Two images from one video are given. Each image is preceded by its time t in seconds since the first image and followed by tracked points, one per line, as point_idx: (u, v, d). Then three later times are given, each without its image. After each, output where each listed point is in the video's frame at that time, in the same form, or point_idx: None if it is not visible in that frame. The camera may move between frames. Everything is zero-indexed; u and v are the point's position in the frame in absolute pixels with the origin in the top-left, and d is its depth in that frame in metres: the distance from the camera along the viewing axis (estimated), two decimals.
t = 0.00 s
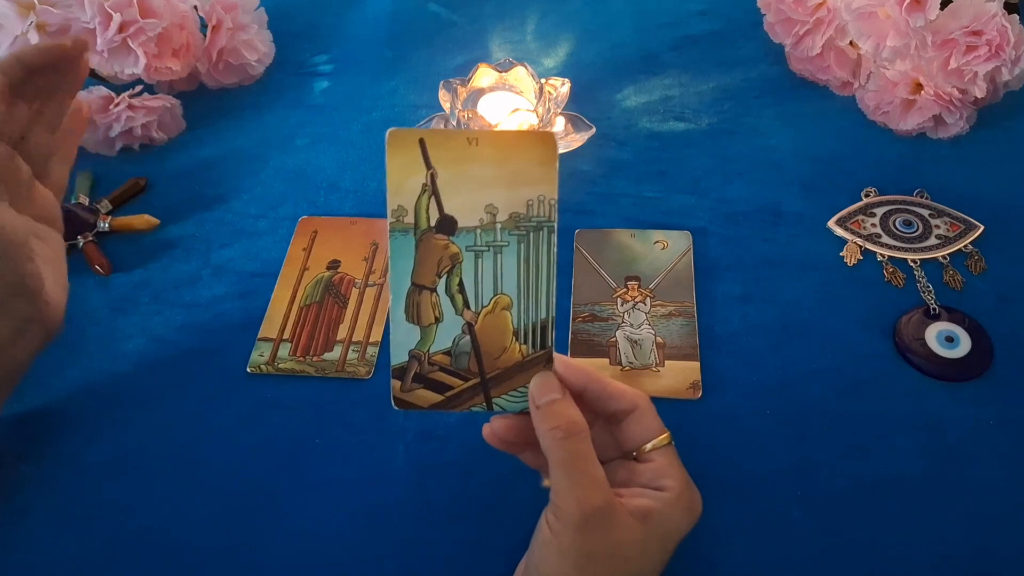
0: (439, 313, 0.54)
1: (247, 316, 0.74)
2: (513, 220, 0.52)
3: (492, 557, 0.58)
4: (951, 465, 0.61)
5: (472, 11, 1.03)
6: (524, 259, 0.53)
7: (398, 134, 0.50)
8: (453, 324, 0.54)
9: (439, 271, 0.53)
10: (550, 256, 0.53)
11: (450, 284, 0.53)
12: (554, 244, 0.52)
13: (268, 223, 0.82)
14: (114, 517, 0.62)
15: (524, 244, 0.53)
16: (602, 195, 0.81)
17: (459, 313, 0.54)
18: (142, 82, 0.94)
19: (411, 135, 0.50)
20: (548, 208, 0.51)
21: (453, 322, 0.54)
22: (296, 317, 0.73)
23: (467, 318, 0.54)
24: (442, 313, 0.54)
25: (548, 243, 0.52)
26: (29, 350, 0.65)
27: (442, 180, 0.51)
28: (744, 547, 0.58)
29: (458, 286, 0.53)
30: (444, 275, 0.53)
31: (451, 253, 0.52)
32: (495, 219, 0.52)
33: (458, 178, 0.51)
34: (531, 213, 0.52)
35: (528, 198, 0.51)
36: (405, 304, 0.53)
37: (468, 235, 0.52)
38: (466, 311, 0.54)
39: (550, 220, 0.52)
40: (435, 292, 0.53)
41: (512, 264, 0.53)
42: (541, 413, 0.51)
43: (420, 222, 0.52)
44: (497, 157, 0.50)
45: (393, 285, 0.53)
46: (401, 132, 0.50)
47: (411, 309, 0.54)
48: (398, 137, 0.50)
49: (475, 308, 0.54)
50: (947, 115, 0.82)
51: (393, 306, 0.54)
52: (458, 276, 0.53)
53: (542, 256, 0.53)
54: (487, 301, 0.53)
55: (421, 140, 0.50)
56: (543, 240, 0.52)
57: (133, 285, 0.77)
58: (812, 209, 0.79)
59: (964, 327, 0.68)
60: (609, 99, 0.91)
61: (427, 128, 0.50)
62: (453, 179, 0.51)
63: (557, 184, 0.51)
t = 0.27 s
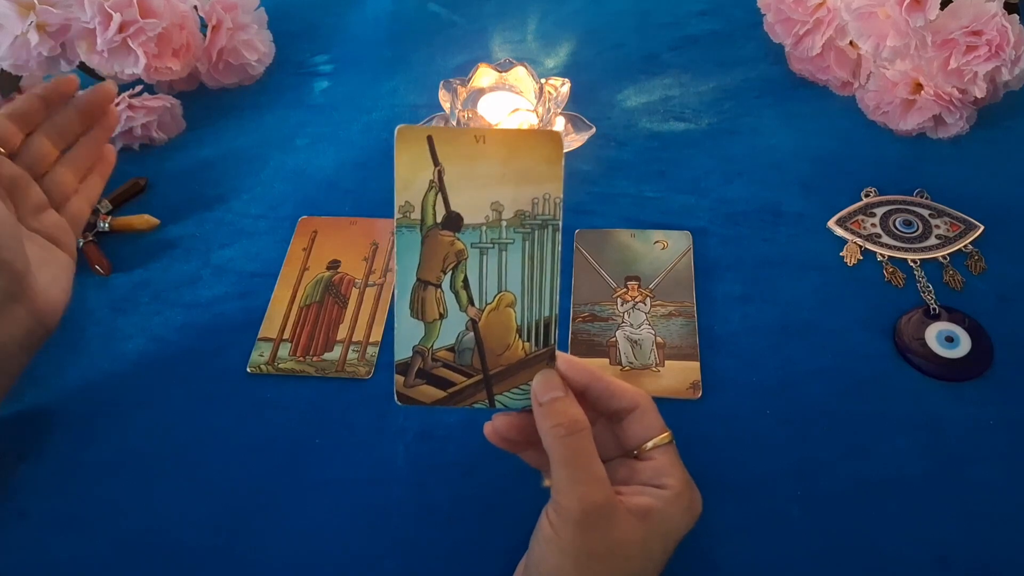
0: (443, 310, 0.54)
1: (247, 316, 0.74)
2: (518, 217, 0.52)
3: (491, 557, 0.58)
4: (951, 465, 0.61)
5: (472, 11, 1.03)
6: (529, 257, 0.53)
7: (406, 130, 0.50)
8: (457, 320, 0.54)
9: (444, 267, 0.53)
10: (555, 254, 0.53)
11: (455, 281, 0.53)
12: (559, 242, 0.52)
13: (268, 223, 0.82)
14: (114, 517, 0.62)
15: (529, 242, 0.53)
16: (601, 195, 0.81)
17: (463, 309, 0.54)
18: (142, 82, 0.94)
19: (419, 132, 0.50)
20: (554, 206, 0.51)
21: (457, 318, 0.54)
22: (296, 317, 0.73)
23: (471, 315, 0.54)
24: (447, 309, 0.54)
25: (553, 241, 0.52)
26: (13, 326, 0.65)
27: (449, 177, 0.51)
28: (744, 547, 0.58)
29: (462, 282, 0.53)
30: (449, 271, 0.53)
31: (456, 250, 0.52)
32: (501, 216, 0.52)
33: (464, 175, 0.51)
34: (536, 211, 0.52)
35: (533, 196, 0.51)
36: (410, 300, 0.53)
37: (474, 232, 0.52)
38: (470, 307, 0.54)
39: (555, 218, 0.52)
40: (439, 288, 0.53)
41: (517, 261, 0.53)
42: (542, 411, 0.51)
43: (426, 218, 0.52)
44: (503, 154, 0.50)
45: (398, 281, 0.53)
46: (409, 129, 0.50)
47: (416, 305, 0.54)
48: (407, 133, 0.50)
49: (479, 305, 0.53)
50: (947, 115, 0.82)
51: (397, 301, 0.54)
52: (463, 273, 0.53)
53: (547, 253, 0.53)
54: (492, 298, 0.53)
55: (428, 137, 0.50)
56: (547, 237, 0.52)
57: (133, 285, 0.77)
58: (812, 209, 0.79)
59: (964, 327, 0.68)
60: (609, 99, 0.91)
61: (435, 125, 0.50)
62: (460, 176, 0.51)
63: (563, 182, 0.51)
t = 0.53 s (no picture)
0: (442, 310, 0.54)
1: (247, 316, 0.74)
2: (517, 218, 0.52)
3: (491, 557, 0.58)
4: (951, 465, 0.61)
5: (472, 11, 1.03)
6: (528, 257, 0.53)
7: (404, 132, 0.50)
8: (456, 321, 0.54)
9: (443, 268, 0.53)
10: (554, 254, 0.53)
11: (454, 281, 0.53)
12: (558, 243, 0.52)
13: (268, 223, 0.82)
14: (114, 517, 0.62)
15: (527, 242, 0.53)
16: (601, 195, 0.81)
17: (462, 310, 0.54)
18: (142, 82, 0.94)
19: (417, 133, 0.50)
20: (552, 206, 0.51)
21: (456, 319, 0.54)
22: (296, 316, 0.73)
23: (470, 316, 0.54)
24: (446, 310, 0.54)
25: (552, 242, 0.52)
26: (13, 327, 0.65)
27: (447, 178, 0.51)
28: (744, 547, 0.58)
29: (461, 283, 0.53)
30: (447, 272, 0.53)
31: (455, 251, 0.52)
32: (499, 217, 0.52)
33: (463, 176, 0.51)
34: (535, 211, 0.52)
35: (532, 197, 0.51)
36: (409, 301, 0.53)
37: (473, 233, 0.52)
38: (469, 308, 0.54)
39: (554, 218, 0.52)
40: (438, 289, 0.53)
41: (516, 262, 0.53)
42: (542, 411, 0.51)
43: (424, 219, 0.52)
44: (501, 155, 0.50)
45: (397, 283, 0.53)
46: (407, 130, 0.50)
47: (415, 306, 0.54)
48: (404, 135, 0.50)
49: (478, 306, 0.54)
50: (947, 115, 0.82)
51: (396, 303, 0.54)
52: (461, 274, 0.53)
53: (545, 254, 0.53)
54: (491, 299, 0.53)
55: (426, 138, 0.50)
56: (546, 238, 0.52)
57: (133, 285, 0.77)
58: (812, 209, 0.79)
59: (964, 327, 0.68)
60: (609, 99, 0.91)
61: (433, 126, 0.50)
62: (458, 177, 0.51)
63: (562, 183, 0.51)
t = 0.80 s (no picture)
0: (440, 313, 0.54)
1: (247, 316, 0.74)
2: (513, 219, 0.52)
3: (491, 557, 0.58)
4: (952, 465, 0.61)
5: (472, 11, 1.03)
6: (525, 258, 0.53)
7: (399, 134, 0.50)
8: (453, 323, 0.54)
9: (440, 270, 0.53)
10: (551, 255, 0.53)
11: (451, 283, 0.53)
12: (555, 243, 0.52)
13: (268, 223, 0.81)
14: (114, 517, 0.62)
15: (524, 243, 0.53)
16: (601, 195, 0.81)
17: (459, 312, 0.54)
18: (142, 82, 0.94)
19: (412, 134, 0.50)
20: (549, 207, 0.51)
21: (454, 321, 0.54)
22: (295, 317, 0.73)
23: (468, 317, 0.54)
24: (443, 312, 0.54)
25: (549, 242, 0.52)
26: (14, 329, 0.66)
27: (443, 180, 0.51)
28: (744, 547, 0.58)
29: (458, 285, 0.53)
30: (444, 274, 0.53)
31: (452, 252, 0.52)
32: (496, 218, 0.52)
33: (459, 178, 0.51)
34: (531, 212, 0.52)
35: (529, 198, 0.51)
36: (406, 304, 0.53)
37: (469, 234, 0.52)
38: (466, 310, 0.54)
39: (550, 219, 0.52)
40: (435, 291, 0.53)
41: (513, 263, 0.53)
42: (542, 411, 0.51)
43: (420, 221, 0.52)
44: (497, 156, 0.50)
45: (393, 285, 0.53)
46: (402, 132, 0.50)
47: (413, 309, 0.54)
48: (399, 137, 0.50)
49: (475, 308, 0.54)
50: (947, 115, 0.82)
51: (394, 305, 0.54)
52: (458, 275, 0.53)
53: (543, 255, 0.53)
54: (488, 300, 0.53)
55: (421, 140, 0.50)
56: (543, 239, 0.52)
57: (133, 285, 0.77)
58: (812, 209, 0.79)
59: (964, 327, 0.68)
60: (609, 99, 0.91)
61: (427, 127, 0.50)
62: (454, 178, 0.51)
63: (558, 184, 0.51)
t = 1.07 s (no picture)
0: (439, 313, 0.54)
1: (247, 316, 0.74)
2: (513, 220, 0.52)
3: (491, 557, 0.58)
4: (952, 465, 0.61)
5: (472, 11, 1.03)
6: (524, 258, 0.53)
7: (398, 135, 0.50)
8: (453, 324, 0.54)
9: (439, 271, 0.53)
10: (550, 255, 0.52)
11: (450, 284, 0.53)
12: (554, 243, 0.52)
13: (268, 223, 0.81)
14: (114, 517, 0.62)
15: (524, 244, 0.53)
16: (601, 195, 0.81)
17: (459, 313, 0.54)
18: (142, 82, 0.94)
19: (411, 135, 0.50)
20: (548, 207, 0.51)
21: (454, 321, 0.54)
22: (295, 317, 0.73)
23: (468, 318, 0.54)
24: (443, 313, 0.54)
25: (549, 243, 0.52)
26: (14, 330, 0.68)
27: (442, 181, 0.51)
28: (744, 547, 0.58)
29: (458, 285, 0.53)
30: (444, 275, 0.53)
31: (451, 253, 0.52)
32: (495, 219, 0.52)
33: (458, 178, 0.51)
34: (530, 213, 0.52)
35: (527, 198, 0.51)
36: (405, 305, 0.53)
37: (468, 235, 0.52)
38: (466, 310, 0.54)
39: (550, 220, 0.52)
40: (435, 292, 0.53)
41: (512, 263, 0.53)
42: (541, 412, 0.51)
43: (419, 222, 0.52)
44: (496, 157, 0.50)
45: (393, 286, 0.53)
46: (400, 133, 0.50)
47: (412, 309, 0.54)
48: (398, 138, 0.50)
49: (475, 308, 0.54)
50: (947, 115, 0.82)
51: (393, 306, 0.54)
52: (458, 276, 0.53)
53: (542, 255, 0.53)
54: (488, 301, 0.53)
55: (420, 141, 0.50)
56: (542, 239, 0.52)
57: (133, 284, 0.77)
58: (812, 209, 0.79)
59: (964, 327, 0.68)
60: (609, 99, 0.91)
61: (426, 128, 0.50)
62: (453, 179, 0.51)
63: (557, 184, 0.51)
